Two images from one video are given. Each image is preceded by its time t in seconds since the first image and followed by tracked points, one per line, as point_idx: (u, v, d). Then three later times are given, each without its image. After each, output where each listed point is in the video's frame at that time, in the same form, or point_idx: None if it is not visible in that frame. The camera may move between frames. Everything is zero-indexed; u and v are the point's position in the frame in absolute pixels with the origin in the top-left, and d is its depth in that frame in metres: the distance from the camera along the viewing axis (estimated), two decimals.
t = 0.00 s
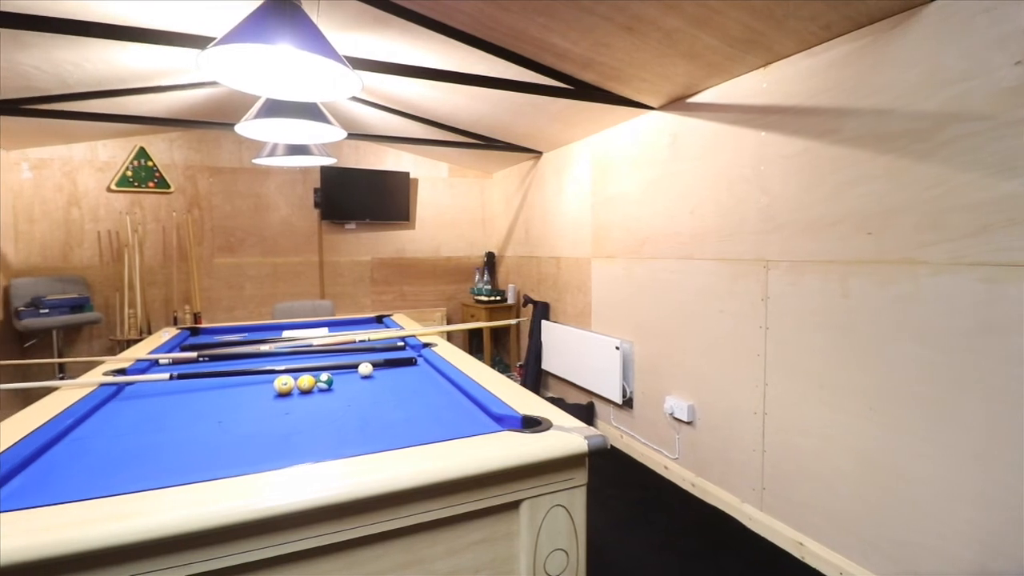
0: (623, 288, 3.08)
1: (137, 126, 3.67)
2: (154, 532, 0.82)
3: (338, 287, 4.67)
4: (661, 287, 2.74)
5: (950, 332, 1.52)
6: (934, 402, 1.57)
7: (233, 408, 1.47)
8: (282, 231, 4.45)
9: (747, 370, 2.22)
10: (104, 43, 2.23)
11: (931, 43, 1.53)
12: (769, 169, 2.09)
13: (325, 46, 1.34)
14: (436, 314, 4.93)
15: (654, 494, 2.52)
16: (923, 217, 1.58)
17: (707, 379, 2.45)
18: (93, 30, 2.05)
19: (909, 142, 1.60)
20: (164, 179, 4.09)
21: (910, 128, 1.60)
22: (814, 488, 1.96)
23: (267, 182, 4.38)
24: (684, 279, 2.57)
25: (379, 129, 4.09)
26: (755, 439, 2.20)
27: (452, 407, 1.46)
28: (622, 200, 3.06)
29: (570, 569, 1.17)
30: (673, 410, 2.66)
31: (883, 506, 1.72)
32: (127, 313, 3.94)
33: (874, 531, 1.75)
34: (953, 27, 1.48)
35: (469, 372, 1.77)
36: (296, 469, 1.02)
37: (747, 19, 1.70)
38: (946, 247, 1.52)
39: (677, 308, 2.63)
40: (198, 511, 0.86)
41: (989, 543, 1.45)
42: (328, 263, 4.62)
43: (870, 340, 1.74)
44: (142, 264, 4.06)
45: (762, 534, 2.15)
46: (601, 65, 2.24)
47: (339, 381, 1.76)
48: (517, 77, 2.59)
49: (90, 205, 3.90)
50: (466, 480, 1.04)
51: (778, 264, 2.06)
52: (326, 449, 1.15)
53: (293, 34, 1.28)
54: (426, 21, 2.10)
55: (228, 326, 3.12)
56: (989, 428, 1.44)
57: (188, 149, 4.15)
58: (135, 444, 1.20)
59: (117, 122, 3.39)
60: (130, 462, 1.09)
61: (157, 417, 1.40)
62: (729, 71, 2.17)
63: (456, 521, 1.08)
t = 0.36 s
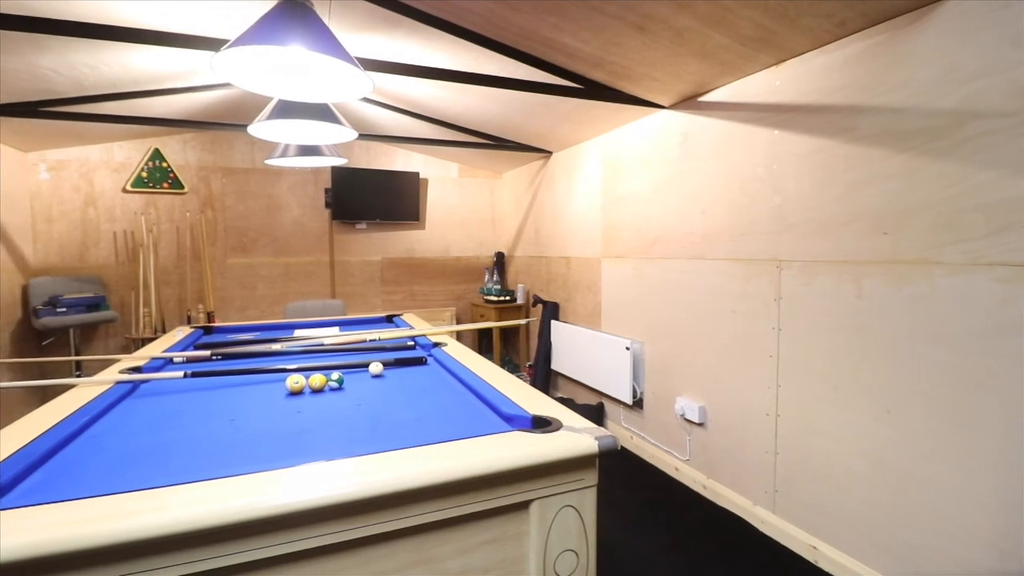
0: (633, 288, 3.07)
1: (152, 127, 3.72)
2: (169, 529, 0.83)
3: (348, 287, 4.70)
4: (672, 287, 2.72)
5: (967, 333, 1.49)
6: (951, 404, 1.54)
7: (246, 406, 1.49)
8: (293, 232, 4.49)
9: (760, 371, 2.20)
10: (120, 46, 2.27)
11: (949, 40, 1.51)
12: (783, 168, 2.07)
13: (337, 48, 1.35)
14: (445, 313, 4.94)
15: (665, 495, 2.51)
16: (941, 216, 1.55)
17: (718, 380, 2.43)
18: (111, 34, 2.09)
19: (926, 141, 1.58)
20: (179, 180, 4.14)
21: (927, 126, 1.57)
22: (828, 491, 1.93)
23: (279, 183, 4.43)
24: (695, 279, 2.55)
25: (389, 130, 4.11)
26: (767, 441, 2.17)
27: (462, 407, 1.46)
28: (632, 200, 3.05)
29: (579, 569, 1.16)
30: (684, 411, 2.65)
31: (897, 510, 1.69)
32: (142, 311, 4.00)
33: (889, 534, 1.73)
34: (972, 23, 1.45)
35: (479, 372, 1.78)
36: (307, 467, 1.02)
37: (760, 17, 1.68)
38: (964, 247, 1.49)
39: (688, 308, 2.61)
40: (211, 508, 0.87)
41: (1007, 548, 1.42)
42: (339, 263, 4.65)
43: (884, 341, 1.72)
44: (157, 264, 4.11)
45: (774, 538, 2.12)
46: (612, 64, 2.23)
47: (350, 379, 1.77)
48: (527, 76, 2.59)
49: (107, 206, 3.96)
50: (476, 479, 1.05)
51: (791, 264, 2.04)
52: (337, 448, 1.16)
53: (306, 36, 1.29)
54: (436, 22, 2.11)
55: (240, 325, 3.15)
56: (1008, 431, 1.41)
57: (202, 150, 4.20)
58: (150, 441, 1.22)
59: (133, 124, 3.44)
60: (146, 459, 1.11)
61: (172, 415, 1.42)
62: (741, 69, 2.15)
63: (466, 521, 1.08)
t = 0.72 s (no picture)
0: (644, 288, 3.05)
1: (167, 129, 3.78)
2: (183, 525, 0.84)
3: (360, 286, 4.73)
4: (684, 287, 2.70)
5: (987, 334, 1.46)
6: (970, 407, 1.51)
7: (259, 404, 1.50)
8: (306, 232, 4.53)
9: (773, 373, 2.17)
10: (136, 49, 2.30)
11: (969, 35, 1.47)
12: (797, 167, 2.05)
13: (349, 50, 1.35)
14: (456, 313, 4.96)
15: (677, 497, 2.49)
16: (959, 216, 1.52)
17: (731, 381, 2.41)
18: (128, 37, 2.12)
19: (944, 139, 1.55)
20: (194, 181, 4.20)
21: (945, 124, 1.54)
22: (843, 495, 1.90)
23: (292, 183, 4.47)
24: (708, 279, 2.53)
25: (401, 131, 4.13)
26: (781, 443, 2.15)
27: (473, 407, 1.46)
28: (644, 199, 3.03)
29: (590, 571, 1.16)
30: (695, 412, 2.63)
31: (915, 514, 1.66)
32: (158, 310, 4.06)
33: (906, 539, 1.69)
34: (992, 18, 1.42)
35: (490, 372, 1.78)
36: (320, 465, 1.03)
37: (774, 14, 1.66)
38: (983, 247, 1.46)
39: (700, 309, 2.59)
40: (224, 505, 0.88)
41: None
42: (350, 262, 4.68)
43: (901, 342, 1.69)
44: (172, 263, 4.17)
45: (788, 541, 2.10)
46: (623, 63, 2.22)
47: (361, 379, 1.78)
48: (538, 76, 2.59)
49: (124, 206, 4.03)
50: (487, 479, 1.04)
51: (805, 264, 2.02)
52: (348, 446, 1.16)
53: (318, 37, 1.30)
54: (447, 22, 2.12)
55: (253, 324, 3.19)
56: None
57: (216, 151, 4.26)
58: (165, 438, 1.23)
59: (149, 126, 3.49)
60: (161, 456, 1.12)
61: (187, 413, 1.44)
62: (755, 67, 2.13)
63: (476, 520, 1.08)
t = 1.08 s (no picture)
0: (656, 288, 3.03)
1: (182, 130, 3.83)
2: (197, 521, 0.85)
3: (371, 286, 4.76)
4: (696, 288, 2.68)
5: (1009, 336, 1.43)
6: (990, 410, 1.48)
7: (272, 403, 1.52)
8: (318, 232, 4.57)
9: (787, 374, 2.15)
10: (152, 51, 2.34)
11: (988, 31, 1.45)
12: (812, 166, 2.02)
13: (361, 50, 1.36)
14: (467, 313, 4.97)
15: (689, 499, 2.48)
16: (980, 216, 1.49)
17: (743, 383, 2.38)
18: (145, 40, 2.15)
19: (962, 137, 1.52)
20: (208, 182, 4.25)
21: (964, 122, 1.51)
22: (859, 498, 1.87)
23: (304, 184, 4.51)
24: (720, 280, 2.51)
25: (412, 131, 4.15)
26: (795, 446, 2.12)
27: (484, 406, 1.46)
28: (656, 199, 3.01)
29: (601, 572, 1.15)
30: (708, 413, 2.61)
31: (933, 519, 1.63)
32: (173, 309, 4.12)
33: (924, 544, 1.66)
34: (1014, 13, 1.39)
35: (501, 371, 1.78)
36: (332, 463, 1.04)
37: (789, 12, 1.64)
38: (1004, 248, 1.43)
39: (712, 309, 2.57)
40: (238, 502, 0.89)
41: None
42: (362, 262, 4.71)
43: (919, 344, 1.66)
44: (187, 263, 4.23)
45: (802, 545, 2.07)
46: (635, 62, 2.21)
47: (373, 378, 1.79)
48: (549, 76, 2.58)
49: (140, 207, 4.09)
50: (498, 479, 1.04)
51: (820, 264, 1.99)
52: (360, 445, 1.17)
53: (331, 39, 1.31)
54: (458, 23, 2.12)
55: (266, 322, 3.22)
56: None
57: (230, 152, 4.31)
58: (180, 436, 1.25)
59: (164, 127, 3.54)
60: (177, 453, 1.14)
61: (201, 410, 1.45)
62: (769, 65, 2.10)
63: (488, 520, 1.08)
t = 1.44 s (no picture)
0: (668, 288, 3.01)
1: (198, 131, 3.88)
2: (211, 518, 0.86)
3: (383, 285, 4.79)
4: (709, 288, 2.66)
5: None
6: (1012, 413, 1.45)
7: (286, 401, 1.54)
8: (330, 231, 4.61)
9: (801, 376, 2.12)
10: (169, 54, 2.37)
11: (1008, 27, 1.42)
12: (828, 165, 2.00)
13: (373, 52, 1.36)
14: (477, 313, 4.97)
15: (701, 501, 2.45)
16: (1001, 215, 1.46)
17: (757, 384, 2.36)
18: (162, 43, 2.19)
19: (982, 135, 1.49)
20: (223, 182, 4.30)
21: (984, 119, 1.48)
22: (876, 503, 1.84)
23: (317, 184, 4.55)
24: (733, 280, 2.49)
25: (423, 132, 4.17)
26: (810, 449, 2.09)
27: (495, 406, 1.46)
28: (668, 198, 2.99)
29: (613, 573, 1.15)
30: (720, 415, 2.58)
31: (953, 524, 1.60)
32: (189, 308, 4.18)
33: (942, 549, 1.63)
34: None
35: (512, 372, 1.78)
36: (344, 462, 1.05)
37: (804, 9, 1.62)
38: None
39: (725, 309, 2.55)
40: (253, 499, 0.90)
41: None
42: (373, 262, 4.74)
43: (939, 345, 1.63)
44: (202, 263, 4.29)
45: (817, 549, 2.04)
46: (648, 61, 2.20)
47: (385, 377, 1.80)
48: (561, 75, 2.58)
49: (157, 207, 4.16)
50: (510, 478, 1.04)
51: (835, 265, 1.96)
52: (372, 444, 1.17)
53: (344, 39, 1.32)
54: (470, 23, 2.12)
55: (280, 322, 3.25)
56: None
57: (245, 153, 4.36)
58: (195, 433, 1.27)
59: (180, 128, 3.59)
60: (193, 450, 1.16)
61: (216, 408, 1.47)
62: (783, 63, 2.08)
63: (499, 520, 1.08)
